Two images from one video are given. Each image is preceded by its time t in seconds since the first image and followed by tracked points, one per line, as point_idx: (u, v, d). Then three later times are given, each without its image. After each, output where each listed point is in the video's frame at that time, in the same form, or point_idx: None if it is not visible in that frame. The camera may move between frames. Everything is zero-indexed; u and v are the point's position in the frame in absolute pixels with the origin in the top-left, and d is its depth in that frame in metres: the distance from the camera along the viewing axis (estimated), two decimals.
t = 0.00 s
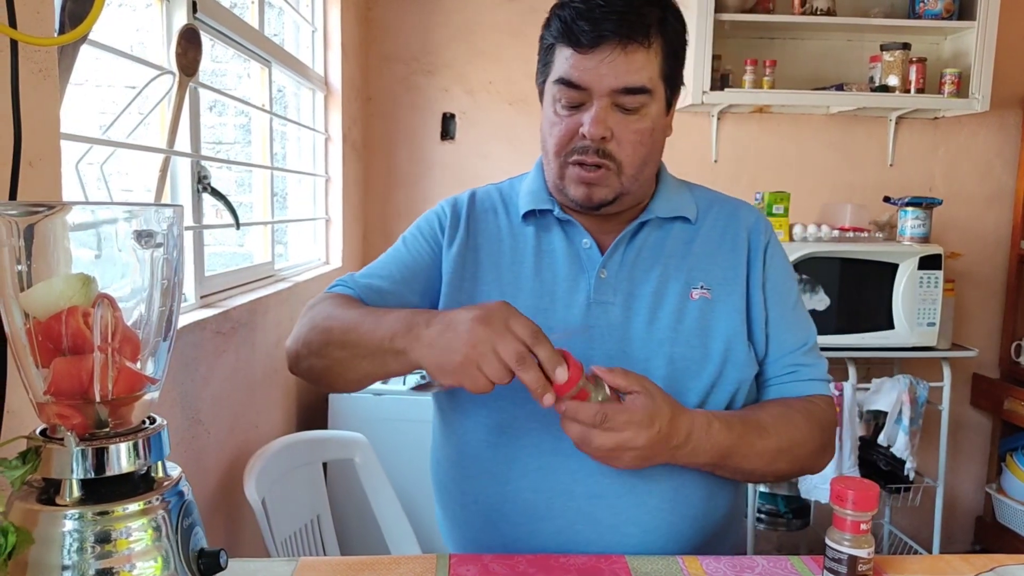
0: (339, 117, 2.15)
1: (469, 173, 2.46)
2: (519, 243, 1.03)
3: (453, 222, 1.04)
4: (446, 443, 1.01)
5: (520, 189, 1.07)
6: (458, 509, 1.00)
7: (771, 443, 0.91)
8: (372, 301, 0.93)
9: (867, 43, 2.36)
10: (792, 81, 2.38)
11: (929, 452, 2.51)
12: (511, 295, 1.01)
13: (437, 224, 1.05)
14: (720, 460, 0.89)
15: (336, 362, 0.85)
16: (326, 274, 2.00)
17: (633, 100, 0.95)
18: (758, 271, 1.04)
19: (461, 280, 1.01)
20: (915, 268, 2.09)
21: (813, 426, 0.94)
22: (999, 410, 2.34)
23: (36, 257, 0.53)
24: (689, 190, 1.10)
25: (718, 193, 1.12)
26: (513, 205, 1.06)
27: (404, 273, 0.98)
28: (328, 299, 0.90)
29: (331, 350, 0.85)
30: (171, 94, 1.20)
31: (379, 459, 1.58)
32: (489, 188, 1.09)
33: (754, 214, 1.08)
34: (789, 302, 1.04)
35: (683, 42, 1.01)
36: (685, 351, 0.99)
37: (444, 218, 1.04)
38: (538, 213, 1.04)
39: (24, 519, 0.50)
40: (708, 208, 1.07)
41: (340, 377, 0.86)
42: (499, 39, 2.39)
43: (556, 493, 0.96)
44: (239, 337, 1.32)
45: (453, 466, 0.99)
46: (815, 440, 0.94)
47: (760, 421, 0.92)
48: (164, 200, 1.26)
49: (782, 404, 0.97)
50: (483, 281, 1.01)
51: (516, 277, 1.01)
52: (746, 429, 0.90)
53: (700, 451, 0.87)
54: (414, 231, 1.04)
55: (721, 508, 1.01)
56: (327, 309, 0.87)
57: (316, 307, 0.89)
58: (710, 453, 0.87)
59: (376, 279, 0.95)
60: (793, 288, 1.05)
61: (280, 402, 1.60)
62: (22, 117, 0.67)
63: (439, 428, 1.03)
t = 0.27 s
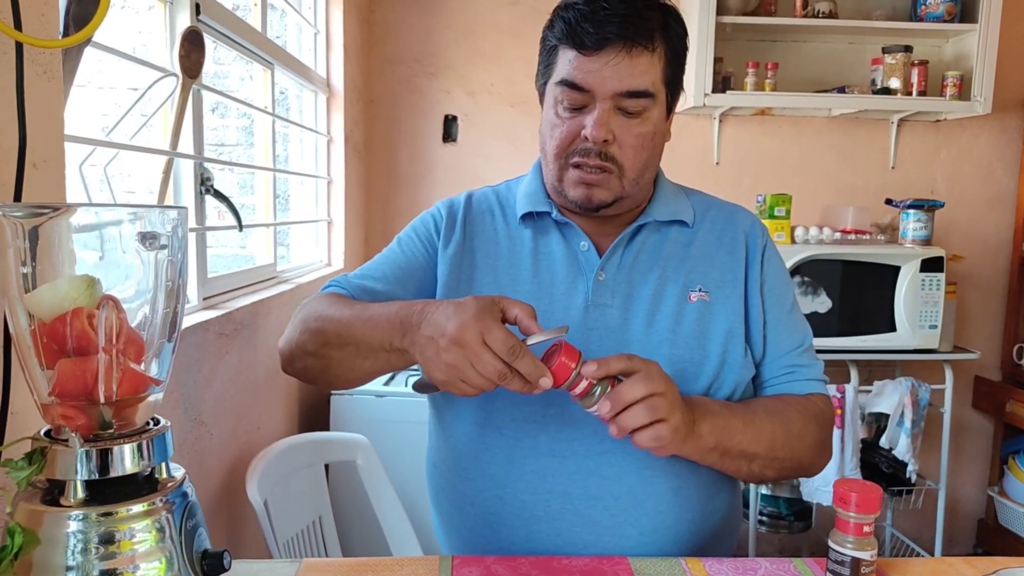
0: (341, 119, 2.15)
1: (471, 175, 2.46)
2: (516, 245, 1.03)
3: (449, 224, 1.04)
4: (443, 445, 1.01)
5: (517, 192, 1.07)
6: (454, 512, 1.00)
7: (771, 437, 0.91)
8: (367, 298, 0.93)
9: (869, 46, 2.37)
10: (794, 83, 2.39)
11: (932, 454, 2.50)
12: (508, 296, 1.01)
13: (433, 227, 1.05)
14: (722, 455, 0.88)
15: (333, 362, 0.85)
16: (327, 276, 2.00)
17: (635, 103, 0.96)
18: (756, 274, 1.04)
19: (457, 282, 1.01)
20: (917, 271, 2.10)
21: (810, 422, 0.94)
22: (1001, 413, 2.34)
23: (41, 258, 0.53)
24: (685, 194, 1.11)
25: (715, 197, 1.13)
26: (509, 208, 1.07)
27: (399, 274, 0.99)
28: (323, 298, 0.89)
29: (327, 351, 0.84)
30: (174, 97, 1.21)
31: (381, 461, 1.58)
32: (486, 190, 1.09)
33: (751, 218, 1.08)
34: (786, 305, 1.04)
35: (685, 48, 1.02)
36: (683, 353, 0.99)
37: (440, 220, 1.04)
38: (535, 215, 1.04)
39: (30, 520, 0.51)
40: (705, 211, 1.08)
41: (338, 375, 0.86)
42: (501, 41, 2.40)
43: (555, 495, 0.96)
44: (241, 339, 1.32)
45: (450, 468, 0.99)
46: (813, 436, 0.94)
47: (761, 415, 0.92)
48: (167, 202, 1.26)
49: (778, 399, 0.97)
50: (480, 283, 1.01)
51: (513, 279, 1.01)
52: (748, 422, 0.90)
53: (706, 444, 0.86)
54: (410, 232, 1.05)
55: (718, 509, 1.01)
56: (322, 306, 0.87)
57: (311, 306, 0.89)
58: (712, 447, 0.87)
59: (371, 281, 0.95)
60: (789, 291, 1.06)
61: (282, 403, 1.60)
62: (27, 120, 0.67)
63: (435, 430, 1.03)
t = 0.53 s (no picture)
0: (342, 121, 2.15)
1: (472, 176, 2.46)
2: (524, 246, 1.04)
3: (459, 221, 1.04)
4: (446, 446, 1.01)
5: (526, 192, 1.07)
6: (457, 512, 1.00)
7: (775, 437, 0.91)
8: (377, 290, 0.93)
9: (870, 47, 2.37)
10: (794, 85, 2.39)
11: (933, 455, 2.50)
12: (515, 297, 1.01)
13: (443, 225, 1.05)
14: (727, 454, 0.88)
15: (343, 349, 0.84)
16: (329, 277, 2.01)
17: (646, 110, 0.96)
18: (763, 280, 1.04)
19: (466, 281, 1.01)
20: (917, 272, 2.10)
21: (813, 423, 0.95)
22: (1002, 414, 2.34)
23: (45, 261, 0.53)
24: (693, 198, 1.11)
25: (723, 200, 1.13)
26: (519, 208, 1.07)
27: (409, 269, 0.98)
28: (331, 286, 0.89)
29: (338, 337, 0.84)
30: (175, 99, 1.21)
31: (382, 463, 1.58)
32: (495, 190, 1.10)
33: (759, 222, 1.08)
34: (792, 310, 1.04)
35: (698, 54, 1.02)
36: (689, 357, 0.99)
37: (450, 218, 1.04)
38: (544, 217, 1.04)
39: (34, 521, 0.51)
40: (713, 215, 1.08)
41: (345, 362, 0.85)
42: (502, 43, 2.40)
43: (558, 496, 0.96)
44: (243, 340, 1.32)
45: (453, 469, 0.99)
46: (816, 437, 0.95)
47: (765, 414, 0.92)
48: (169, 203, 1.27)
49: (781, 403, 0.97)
50: (487, 283, 1.01)
51: (521, 280, 1.02)
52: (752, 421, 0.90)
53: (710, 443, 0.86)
54: (418, 227, 1.05)
55: (721, 513, 1.01)
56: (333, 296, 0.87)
57: (321, 294, 0.88)
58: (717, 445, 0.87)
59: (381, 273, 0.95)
60: (795, 297, 1.06)
61: (283, 404, 1.60)
62: (30, 121, 0.67)
63: (439, 432, 1.03)
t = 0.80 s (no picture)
0: (341, 121, 2.15)
1: (471, 176, 2.46)
2: (533, 244, 1.04)
3: (470, 215, 1.04)
4: (451, 445, 1.01)
5: (537, 191, 1.07)
6: (461, 510, 1.00)
7: (782, 446, 0.91)
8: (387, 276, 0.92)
9: (868, 47, 2.37)
10: (793, 84, 2.39)
11: (932, 454, 2.51)
12: (523, 295, 1.01)
13: (454, 219, 1.05)
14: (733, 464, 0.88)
15: (348, 334, 0.82)
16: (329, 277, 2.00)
17: (657, 111, 0.96)
18: (773, 283, 1.04)
19: (475, 279, 1.01)
20: (916, 271, 2.10)
21: (821, 432, 0.95)
22: (1001, 413, 2.34)
23: (45, 261, 0.53)
24: (704, 200, 1.11)
25: (734, 203, 1.13)
26: (529, 206, 1.07)
27: (421, 258, 0.98)
28: (339, 269, 0.88)
29: (346, 322, 0.82)
30: (175, 99, 1.21)
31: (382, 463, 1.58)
32: (506, 188, 1.10)
33: (769, 226, 1.08)
34: (802, 315, 1.04)
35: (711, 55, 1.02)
36: (697, 359, 0.99)
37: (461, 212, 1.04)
38: (553, 216, 1.04)
39: (34, 522, 0.51)
40: (723, 218, 1.08)
41: (348, 348, 0.83)
42: (501, 43, 2.40)
43: (562, 496, 0.96)
44: (242, 340, 1.32)
45: (457, 467, 1.00)
46: (824, 446, 0.95)
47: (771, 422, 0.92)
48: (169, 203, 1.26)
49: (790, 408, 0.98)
50: (496, 281, 1.01)
51: (529, 279, 1.02)
52: (759, 430, 0.90)
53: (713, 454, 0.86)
54: (429, 216, 1.04)
55: (725, 517, 1.01)
56: (344, 276, 0.86)
57: (329, 276, 0.86)
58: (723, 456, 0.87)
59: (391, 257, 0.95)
60: (806, 302, 1.06)
61: (283, 405, 1.60)
62: (29, 123, 0.67)
63: (446, 432, 1.03)
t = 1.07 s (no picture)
0: (341, 119, 2.15)
1: (471, 174, 2.46)
2: (543, 240, 1.04)
3: (479, 214, 1.04)
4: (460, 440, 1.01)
5: (546, 188, 1.08)
6: (467, 504, 1.00)
7: (796, 462, 0.91)
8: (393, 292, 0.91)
9: (869, 44, 2.36)
10: (794, 82, 2.38)
11: (932, 451, 2.51)
12: (532, 291, 1.01)
13: (463, 217, 1.05)
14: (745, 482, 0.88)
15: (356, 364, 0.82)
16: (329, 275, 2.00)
17: (667, 105, 0.96)
18: (786, 283, 1.03)
19: (485, 277, 1.01)
20: (917, 267, 2.09)
21: (835, 441, 0.95)
22: (1001, 410, 2.34)
23: (45, 260, 0.53)
24: (716, 199, 1.10)
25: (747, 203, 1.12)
26: (540, 202, 1.07)
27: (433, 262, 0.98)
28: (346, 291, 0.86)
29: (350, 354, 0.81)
30: (175, 98, 1.21)
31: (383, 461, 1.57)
32: (516, 186, 1.10)
33: (782, 225, 1.08)
34: (815, 316, 1.04)
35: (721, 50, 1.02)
36: (707, 358, 0.99)
37: (470, 210, 1.05)
38: (564, 212, 1.04)
39: (34, 521, 0.51)
40: (735, 217, 1.07)
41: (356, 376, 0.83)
42: (501, 40, 2.39)
43: (570, 492, 0.96)
44: (242, 339, 1.32)
45: (465, 462, 1.00)
46: (835, 454, 0.95)
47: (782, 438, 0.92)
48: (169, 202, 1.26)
49: (807, 416, 0.97)
50: (506, 279, 1.02)
51: (538, 275, 1.02)
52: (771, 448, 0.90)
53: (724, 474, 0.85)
54: (440, 221, 1.05)
55: (732, 516, 1.00)
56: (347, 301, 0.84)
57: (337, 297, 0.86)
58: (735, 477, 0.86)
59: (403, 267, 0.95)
60: (819, 304, 1.05)
61: (284, 402, 1.60)
62: (29, 122, 0.67)
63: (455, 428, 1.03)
